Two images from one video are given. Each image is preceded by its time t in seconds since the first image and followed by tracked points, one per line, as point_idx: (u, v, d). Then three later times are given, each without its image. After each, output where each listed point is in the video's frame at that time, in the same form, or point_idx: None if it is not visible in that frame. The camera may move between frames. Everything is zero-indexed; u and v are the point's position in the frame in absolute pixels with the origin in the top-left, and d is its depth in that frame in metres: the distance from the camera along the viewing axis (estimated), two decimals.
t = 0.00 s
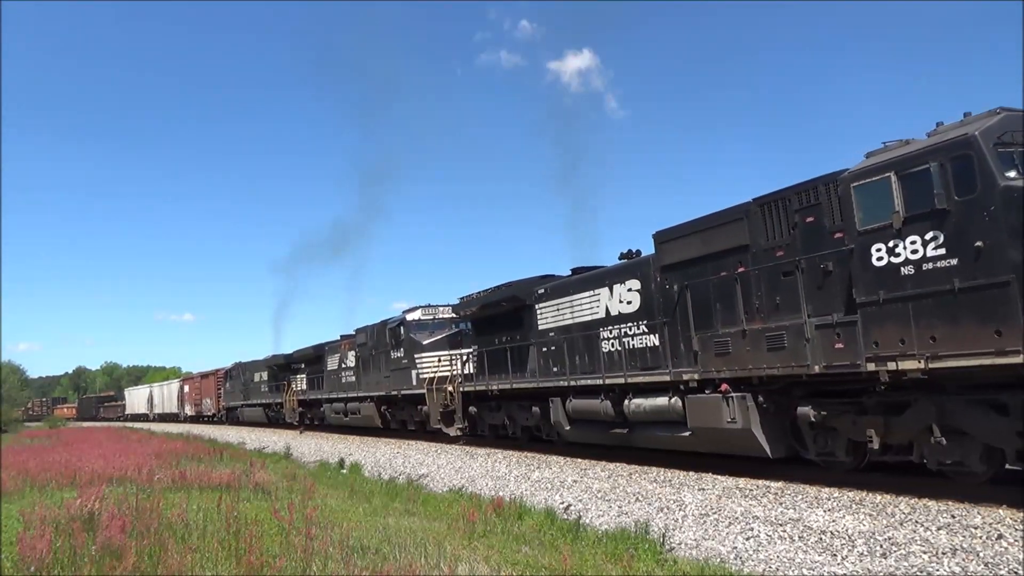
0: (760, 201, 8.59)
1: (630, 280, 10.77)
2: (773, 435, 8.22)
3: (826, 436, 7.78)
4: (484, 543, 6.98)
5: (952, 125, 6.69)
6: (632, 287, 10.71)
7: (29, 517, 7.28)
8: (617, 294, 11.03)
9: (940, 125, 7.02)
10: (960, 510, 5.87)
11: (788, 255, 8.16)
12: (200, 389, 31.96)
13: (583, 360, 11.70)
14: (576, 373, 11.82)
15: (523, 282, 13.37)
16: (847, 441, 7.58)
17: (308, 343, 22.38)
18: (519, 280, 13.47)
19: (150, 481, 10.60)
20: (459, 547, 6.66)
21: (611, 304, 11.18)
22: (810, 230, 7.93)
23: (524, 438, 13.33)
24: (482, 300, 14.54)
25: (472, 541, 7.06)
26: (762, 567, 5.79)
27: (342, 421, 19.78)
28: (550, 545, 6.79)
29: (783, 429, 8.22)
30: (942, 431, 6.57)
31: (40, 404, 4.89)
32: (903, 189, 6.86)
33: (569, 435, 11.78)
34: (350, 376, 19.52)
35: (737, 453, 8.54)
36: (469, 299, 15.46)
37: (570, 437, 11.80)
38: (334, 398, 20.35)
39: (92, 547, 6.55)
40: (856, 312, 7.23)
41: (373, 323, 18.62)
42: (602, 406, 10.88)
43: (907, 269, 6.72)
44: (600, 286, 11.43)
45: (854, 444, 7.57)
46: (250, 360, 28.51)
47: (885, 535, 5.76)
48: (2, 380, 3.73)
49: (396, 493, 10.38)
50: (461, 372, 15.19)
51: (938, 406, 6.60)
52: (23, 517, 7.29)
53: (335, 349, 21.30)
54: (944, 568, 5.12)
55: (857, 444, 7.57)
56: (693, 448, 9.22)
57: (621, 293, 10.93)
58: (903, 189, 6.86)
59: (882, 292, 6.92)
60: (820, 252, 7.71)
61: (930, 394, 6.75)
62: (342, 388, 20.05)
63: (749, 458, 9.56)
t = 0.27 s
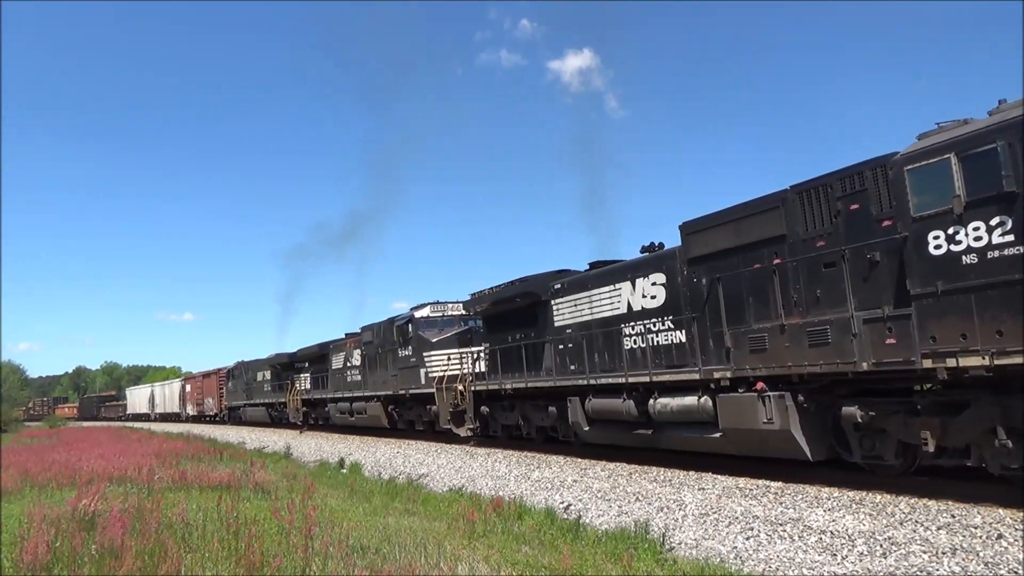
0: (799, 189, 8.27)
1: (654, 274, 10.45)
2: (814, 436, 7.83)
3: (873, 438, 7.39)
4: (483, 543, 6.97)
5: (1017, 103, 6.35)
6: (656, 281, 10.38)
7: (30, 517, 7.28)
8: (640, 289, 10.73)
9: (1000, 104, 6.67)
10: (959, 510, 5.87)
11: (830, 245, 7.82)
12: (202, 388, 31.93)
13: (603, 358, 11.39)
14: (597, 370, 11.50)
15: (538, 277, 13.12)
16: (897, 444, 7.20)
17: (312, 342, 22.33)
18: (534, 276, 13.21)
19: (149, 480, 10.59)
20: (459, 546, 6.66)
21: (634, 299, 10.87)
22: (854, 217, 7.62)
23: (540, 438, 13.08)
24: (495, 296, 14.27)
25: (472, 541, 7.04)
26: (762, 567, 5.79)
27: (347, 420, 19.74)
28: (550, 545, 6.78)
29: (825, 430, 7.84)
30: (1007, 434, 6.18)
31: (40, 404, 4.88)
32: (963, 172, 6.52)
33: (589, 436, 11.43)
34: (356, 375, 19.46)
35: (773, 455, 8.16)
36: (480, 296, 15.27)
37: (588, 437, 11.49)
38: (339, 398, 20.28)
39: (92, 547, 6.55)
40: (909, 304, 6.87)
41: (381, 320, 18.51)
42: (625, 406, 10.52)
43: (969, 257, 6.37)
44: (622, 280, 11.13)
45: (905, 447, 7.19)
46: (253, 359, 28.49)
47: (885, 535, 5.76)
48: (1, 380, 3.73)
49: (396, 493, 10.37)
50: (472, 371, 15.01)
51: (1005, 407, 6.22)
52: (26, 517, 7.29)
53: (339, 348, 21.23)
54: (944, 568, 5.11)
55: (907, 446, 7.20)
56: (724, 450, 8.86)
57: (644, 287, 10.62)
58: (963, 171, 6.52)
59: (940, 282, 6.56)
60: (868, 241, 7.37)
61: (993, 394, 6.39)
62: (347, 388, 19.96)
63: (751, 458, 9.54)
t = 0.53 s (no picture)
0: (842, 174, 7.74)
1: (680, 267, 9.96)
2: (859, 438, 7.29)
3: (927, 440, 6.81)
4: (483, 543, 6.97)
5: None
6: (683, 275, 9.89)
7: (30, 517, 7.30)
8: (665, 283, 10.24)
9: None
10: (959, 510, 5.87)
11: (878, 234, 7.30)
12: (206, 388, 31.83)
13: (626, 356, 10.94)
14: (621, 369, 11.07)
15: (555, 272, 12.66)
16: (953, 447, 6.62)
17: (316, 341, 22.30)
18: (550, 270, 12.74)
19: (149, 481, 10.59)
20: (459, 546, 6.66)
21: (658, 294, 10.39)
22: (905, 204, 7.09)
23: (556, 439, 12.67)
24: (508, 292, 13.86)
25: (472, 541, 7.04)
26: (762, 567, 5.79)
27: (353, 420, 19.68)
28: (550, 545, 6.78)
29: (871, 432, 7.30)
30: None
31: (40, 404, 4.89)
32: None
33: (609, 437, 10.95)
34: (361, 374, 19.37)
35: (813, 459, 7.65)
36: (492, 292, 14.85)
37: (608, 438, 11.03)
38: (345, 397, 20.19)
39: (92, 547, 6.55)
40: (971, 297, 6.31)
41: (387, 318, 18.36)
42: (649, 407, 9.99)
43: None
44: (644, 274, 10.68)
45: (962, 450, 6.61)
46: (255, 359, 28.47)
47: (885, 535, 5.76)
48: (2, 380, 3.74)
49: (396, 493, 10.37)
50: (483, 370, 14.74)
51: None
52: (24, 518, 7.28)
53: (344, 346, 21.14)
54: (944, 568, 5.11)
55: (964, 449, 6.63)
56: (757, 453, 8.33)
57: (669, 281, 10.14)
58: None
59: (1007, 273, 6.01)
60: (921, 229, 6.85)
61: None
62: (354, 387, 19.83)
63: (752, 458, 9.54)
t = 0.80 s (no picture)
0: (893, 159, 7.23)
1: (710, 260, 9.57)
2: (912, 441, 6.76)
3: (991, 444, 6.21)
4: (483, 543, 6.97)
5: None
6: (714, 269, 9.49)
7: (30, 516, 7.30)
8: (694, 277, 9.84)
9: None
10: (960, 510, 5.87)
11: (933, 221, 6.77)
12: (208, 388, 31.81)
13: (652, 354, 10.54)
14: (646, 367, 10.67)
15: (575, 266, 12.22)
16: (1021, 452, 6.00)
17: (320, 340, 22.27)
18: (570, 265, 12.30)
19: (149, 481, 10.58)
20: (459, 546, 6.65)
21: (686, 289, 10.00)
22: (964, 189, 6.59)
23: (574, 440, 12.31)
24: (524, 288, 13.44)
25: (472, 541, 7.04)
26: (762, 567, 5.79)
27: (358, 421, 19.59)
28: (550, 545, 6.78)
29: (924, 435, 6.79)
30: None
31: (41, 404, 4.89)
32: None
33: (631, 438, 10.57)
34: (368, 374, 19.29)
35: (862, 463, 7.15)
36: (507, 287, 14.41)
37: (631, 440, 10.63)
38: (351, 397, 20.08)
39: (91, 547, 6.54)
40: None
41: (396, 317, 18.23)
42: (677, 407, 9.59)
43: None
44: (671, 268, 10.29)
45: None
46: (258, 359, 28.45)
47: (885, 535, 5.75)
48: (1, 380, 3.74)
49: (396, 493, 10.37)
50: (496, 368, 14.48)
51: None
52: (23, 517, 7.29)
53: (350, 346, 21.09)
54: (944, 568, 5.11)
55: None
56: (795, 455, 7.92)
57: (698, 275, 9.74)
58: None
59: None
60: (985, 215, 6.33)
61: None
62: (360, 387, 19.71)
63: (752, 458, 9.54)
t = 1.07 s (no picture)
0: (947, 136, 6.35)
1: (742, 251, 8.74)
2: (975, 445, 6.03)
3: None
4: (483, 543, 6.96)
5: None
6: (746, 260, 8.66)
7: (30, 516, 7.29)
8: (723, 270, 8.99)
9: None
10: (960, 510, 5.87)
11: (995, 206, 5.93)
12: (210, 388, 31.80)
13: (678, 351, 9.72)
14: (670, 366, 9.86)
15: (592, 260, 11.35)
16: None
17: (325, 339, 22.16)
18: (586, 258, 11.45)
19: (149, 481, 10.58)
20: (459, 547, 6.65)
21: (715, 282, 9.15)
22: None
23: (592, 442, 11.54)
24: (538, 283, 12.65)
25: (471, 541, 7.04)
26: (762, 567, 5.78)
27: (365, 420, 19.36)
28: (550, 545, 6.78)
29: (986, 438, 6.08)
30: None
31: (40, 404, 4.89)
32: None
33: (655, 440, 9.77)
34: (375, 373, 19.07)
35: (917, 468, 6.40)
36: (518, 284, 13.56)
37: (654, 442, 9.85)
38: (357, 397, 19.85)
39: (91, 547, 6.55)
40: None
41: (404, 314, 17.91)
42: (708, 407, 8.80)
43: None
44: (698, 260, 9.44)
45: None
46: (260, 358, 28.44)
47: (885, 535, 5.75)
48: (1, 380, 3.74)
49: (396, 493, 10.36)
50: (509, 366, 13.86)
51: None
52: (24, 517, 7.30)
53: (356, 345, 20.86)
54: (944, 568, 5.11)
55: None
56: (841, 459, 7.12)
57: (728, 267, 8.90)
58: None
59: None
60: None
61: None
62: (368, 386, 19.44)
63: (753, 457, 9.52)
